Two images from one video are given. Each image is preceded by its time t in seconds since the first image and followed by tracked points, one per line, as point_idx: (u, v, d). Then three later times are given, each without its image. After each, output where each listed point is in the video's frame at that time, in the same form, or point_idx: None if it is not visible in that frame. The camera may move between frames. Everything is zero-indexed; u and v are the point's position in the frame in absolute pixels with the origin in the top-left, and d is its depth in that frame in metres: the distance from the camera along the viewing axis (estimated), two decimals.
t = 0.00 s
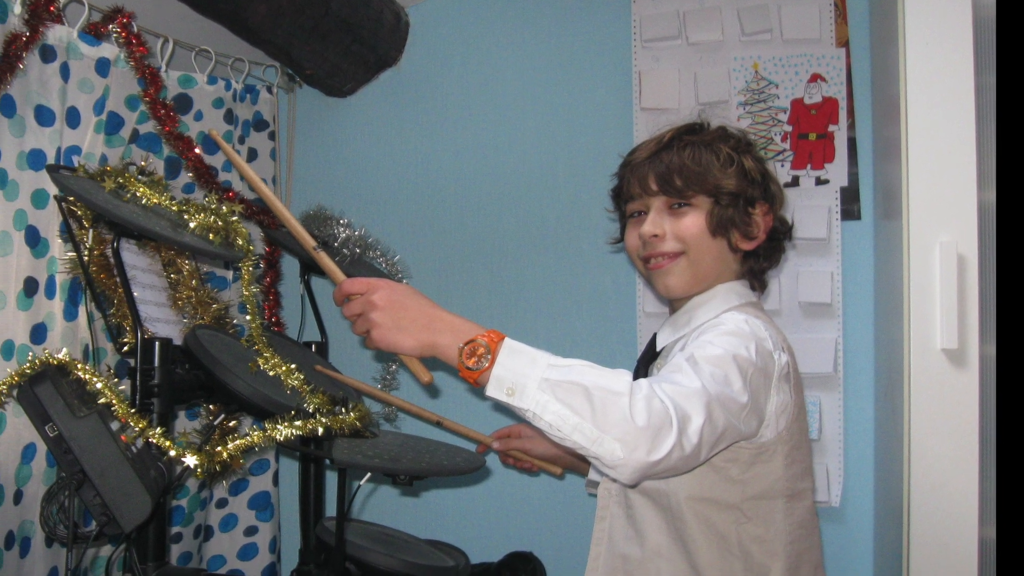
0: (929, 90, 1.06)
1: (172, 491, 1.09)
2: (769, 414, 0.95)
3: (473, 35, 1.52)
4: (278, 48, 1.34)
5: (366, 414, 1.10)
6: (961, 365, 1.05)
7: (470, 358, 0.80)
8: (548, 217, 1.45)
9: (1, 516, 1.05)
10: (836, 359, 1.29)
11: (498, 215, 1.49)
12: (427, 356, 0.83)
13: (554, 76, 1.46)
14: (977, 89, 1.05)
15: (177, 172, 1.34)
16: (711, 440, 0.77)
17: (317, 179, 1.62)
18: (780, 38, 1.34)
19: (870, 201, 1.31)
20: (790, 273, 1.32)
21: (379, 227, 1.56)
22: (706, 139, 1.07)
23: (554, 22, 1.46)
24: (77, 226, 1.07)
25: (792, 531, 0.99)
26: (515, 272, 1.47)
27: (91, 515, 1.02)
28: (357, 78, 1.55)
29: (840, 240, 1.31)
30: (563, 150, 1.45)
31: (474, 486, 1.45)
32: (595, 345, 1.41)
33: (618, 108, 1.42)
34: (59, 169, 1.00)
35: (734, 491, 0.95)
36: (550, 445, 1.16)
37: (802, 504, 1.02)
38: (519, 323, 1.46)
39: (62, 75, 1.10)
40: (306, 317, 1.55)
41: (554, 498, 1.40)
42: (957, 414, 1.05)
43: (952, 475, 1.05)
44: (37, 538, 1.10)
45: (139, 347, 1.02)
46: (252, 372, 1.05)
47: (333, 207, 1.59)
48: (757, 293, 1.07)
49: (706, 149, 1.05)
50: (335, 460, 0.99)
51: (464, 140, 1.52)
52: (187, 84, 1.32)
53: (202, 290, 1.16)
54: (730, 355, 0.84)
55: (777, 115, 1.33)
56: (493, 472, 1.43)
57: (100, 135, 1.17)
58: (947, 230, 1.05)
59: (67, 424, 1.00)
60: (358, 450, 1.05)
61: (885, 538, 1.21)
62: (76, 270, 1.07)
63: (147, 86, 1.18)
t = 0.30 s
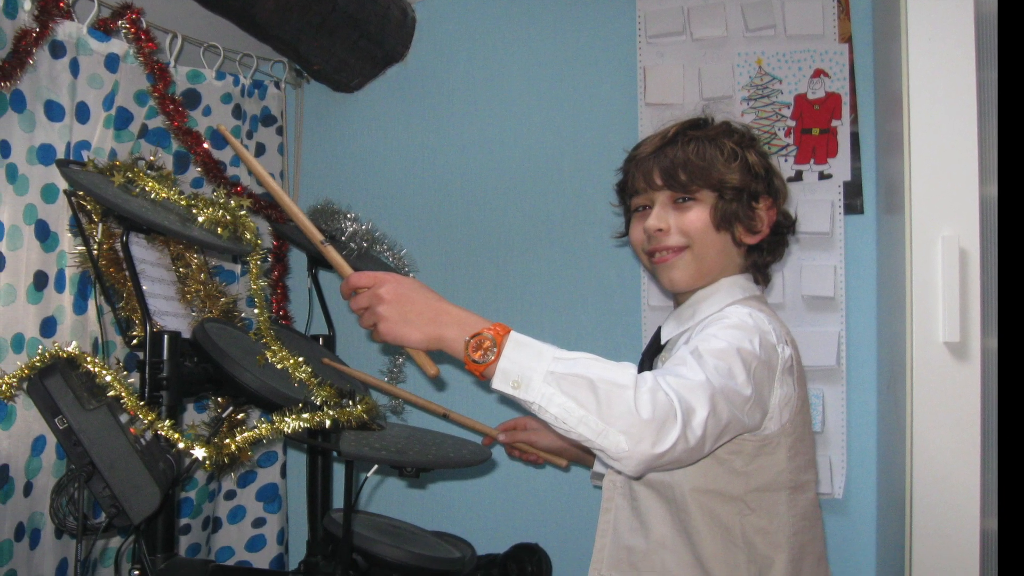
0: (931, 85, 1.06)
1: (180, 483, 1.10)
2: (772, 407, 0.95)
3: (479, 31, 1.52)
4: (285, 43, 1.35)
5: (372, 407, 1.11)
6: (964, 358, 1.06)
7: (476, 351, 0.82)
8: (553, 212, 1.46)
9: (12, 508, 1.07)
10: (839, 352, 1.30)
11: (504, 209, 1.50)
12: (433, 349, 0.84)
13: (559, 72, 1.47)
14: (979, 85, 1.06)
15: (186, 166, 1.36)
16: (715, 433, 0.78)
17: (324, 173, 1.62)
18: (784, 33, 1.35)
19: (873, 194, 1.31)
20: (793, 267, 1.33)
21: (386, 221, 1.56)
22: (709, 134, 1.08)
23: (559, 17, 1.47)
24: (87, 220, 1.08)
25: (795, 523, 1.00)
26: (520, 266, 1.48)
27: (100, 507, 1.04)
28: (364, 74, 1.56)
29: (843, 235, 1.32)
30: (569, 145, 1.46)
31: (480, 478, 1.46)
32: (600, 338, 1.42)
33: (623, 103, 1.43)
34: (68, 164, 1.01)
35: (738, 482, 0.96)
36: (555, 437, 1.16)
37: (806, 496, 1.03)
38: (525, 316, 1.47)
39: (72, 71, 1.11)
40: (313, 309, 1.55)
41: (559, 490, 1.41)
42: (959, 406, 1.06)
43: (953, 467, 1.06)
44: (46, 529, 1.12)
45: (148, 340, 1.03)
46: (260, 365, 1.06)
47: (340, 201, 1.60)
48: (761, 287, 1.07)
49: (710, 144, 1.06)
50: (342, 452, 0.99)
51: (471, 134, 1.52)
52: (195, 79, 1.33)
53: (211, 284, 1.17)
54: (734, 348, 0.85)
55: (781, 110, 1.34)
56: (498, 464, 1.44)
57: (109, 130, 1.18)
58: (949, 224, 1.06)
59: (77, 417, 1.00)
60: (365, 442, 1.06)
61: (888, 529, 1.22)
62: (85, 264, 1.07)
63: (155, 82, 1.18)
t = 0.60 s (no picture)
0: (933, 80, 1.07)
1: (189, 475, 1.11)
2: (776, 400, 0.96)
3: (485, 27, 1.53)
4: (294, 38, 1.40)
5: (379, 399, 1.12)
6: (966, 351, 1.06)
7: (483, 345, 0.82)
8: (558, 206, 1.47)
9: (22, 499, 1.08)
10: (842, 345, 1.32)
11: (510, 204, 1.50)
12: (440, 342, 0.85)
13: (564, 67, 1.48)
14: (981, 79, 1.06)
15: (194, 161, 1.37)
16: (719, 425, 0.79)
17: (331, 168, 1.61)
18: (787, 29, 1.36)
19: (875, 189, 1.33)
20: (797, 261, 1.34)
21: (393, 215, 1.57)
22: (714, 129, 1.09)
23: (565, 13, 1.48)
24: (96, 215, 1.08)
25: (799, 514, 1.01)
26: (527, 260, 1.49)
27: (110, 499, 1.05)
28: (372, 69, 1.56)
29: (846, 228, 1.33)
30: (574, 139, 1.47)
31: (487, 470, 1.47)
32: (605, 331, 1.44)
33: (628, 99, 1.44)
34: (78, 159, 1.02)
35: (742, 474, 0.97)
36: (561, 429, 1.18)
37: (809, 488, 1.03)
38: (530, 309, 1.48)
39: (81, 66, 1.12)
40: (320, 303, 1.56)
41: (564, 482, 1.43)
42: (961, 399, 1.07)
43: (955, 459, 1.07)
44: (56, 521, 1.13)
45: (157, 334, 1.04)
46: (268, 358, 1.07)
47: (347, 195, 1.60)
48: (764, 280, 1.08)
49: (714, 139, 1.07)
50: (349, 444, 1.00)
51: (477, 129, 1.53)
52: (204, 75, 1.34)
53: (219, 277, 1.18)
54: (738, 341, 0.85)
55: (784, 105, 1.36)
56: (505, 456, 1.46)
57: (118, 125, 1.19)
58: (951, 218, 1.07)
59: (86, 409, 1.01)
60: (372, 434, 1.07)
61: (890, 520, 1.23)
62: (95, 258, 1.08)
63: (165, 77, 1.19)
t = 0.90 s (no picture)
0: (936, 75, 1.08)
1: (197, 467, 1.12)
2: (779, 392, 0.97)
3: (491, 22, 1.54)
4: (302, 34, 1.45)
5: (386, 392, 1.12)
6: (967, 344, 1.07)
7: (488, 338, 0.83)
8: (564, 201, 1.49)
9: (32, 491, 1.09)
10: (845, 338, 1.33)
11: (516, 198, 1.52)
12: (446, 336, 0.86)
13: (570, 63, 1.49)
14: (983, 74, 1.06)
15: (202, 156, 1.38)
16: (723, 418, 0.80)
17: (339, 163, 1.62)
18: (790, 25, 1.38)
19: (878, 184, 1.35)
20: (801, 254, 1.34)
21: (399, 210, 1.57)
22: (718, 124, 1.10)
23: (570, 9, 1.49)
24: (106, 209, 1.09)
25: (802, 506, 1.02)
26: (533, 254, 1.50)
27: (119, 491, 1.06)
28: (379, 64, 1.57)
29: (849, 223, 1.34)
30: (579, 135, 1.49)
31: (493, 462, 1.49)
32: (610, 324, 1.46)
33: (633, 94, 1.46)
34: (87, 154, 1.03)
35: (746, 467, 0.98)
36: (566, 422, 1.18)
37: (812, 480, 1.04)
38: (536, 303, 1.50)
39: (91, 61, 1.14)
40: (328, 298, 1.58)
41: (569, 473, 1.45)
42: (963, 392, 1.08)
43: (957, 451, 1.08)
44: (66, 513, 1.15)
45: (165, 327, 1.05)
46: (276, 352, 1.08)
47: (355, 190, 1.61)
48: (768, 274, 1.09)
49: (718, 134, 1.08)
50: (356, 437, 1.01)
51: (484, 124, 1.54)
52: (212, 70, 1.34)
53: (228, 271, 1.19)
54: (742, 335, 0.86)
55: (787, 100, 1.37)
56: (510, 448, 1.48)
57: (127, 121, 1.21)
58: (953, 212, 1.08)
59: (96, 402, 1.02)
60: (379, 427, 1.08)
61: (893, 512, 1.25)
62: (104, 252, 1.10)
63: (173, 72, 1.21)
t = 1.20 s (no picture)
0: (938, 71, 1.09)
1: (206, 459, 1.13)
2: (782, 384, 0.98)
3: (497, 18, 1.55)
4: (309, 30, 1.45)
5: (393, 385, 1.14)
6: (969, 337, 1.08)
7: (494, 331, 0.85)
8: (569, 195, 1.50)
9: (42, 483, 1.11)
10: (848, 332, 1.35)
11: (521, 192, 1.53)
12: (452, 329, 0.87)
13: (575, 58, 1.50)
14: (984, 70, 1.08)
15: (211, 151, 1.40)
16: (727, 410, 0.81)
17: (346, 158, 1.63)
18: (794, 21, 1.39)
19: (880, 179, 1.36)
20: (804, 249, 1.36)
21: (406, 204, 1.58)
22: (722, 119, 1.10)
23: (575, 5, 1.50)
24: (115, 203, 1.10)
25: (806, 498, 1.02)
26: (539, 248, 1.51)
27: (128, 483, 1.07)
28: (385, 60, 1.58)
29: (851, 217, 1.36)
30: (584, 129, 1.50)
31: (498, 454, 1.50)
32: (615, 318, 1.48)
33: (638, 89, 1.47)
34: (96, 149, 1.03)
35: (749, 459, 0.99)
36: (571, 414, 1.19)
37: (816, 471, 1.05)
38: (541, 297, 1.51)
39: (100, 57, 1.15)
40: (335, 291, 1.58)
41: (575, 466, 1.46)
42: (964, 384, 1.09)
43: (959, 444, 1.09)
44: (76, 505, 1.17)
45: (174, 320, 1.06)
46: (283, 345, 1.09)
47: (362, 184, 1.61)
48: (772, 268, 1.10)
49: (722, 129, 1.08)
50: (364, 429, 1.02)
51: (489, 119, 1.55)
52: (220, 66, 1.35)
53: (236, 265, 1.21)
54: (746, 328, 0.87)
55: (791, 95, 1.39)
56: (516, 441, 1.49)
57: (136, 115, 1.23)
58: (954, 207, 1.09)
59: (105, 395, 1.03)
60: (386, 419, 1.09)
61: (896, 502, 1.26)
62: (114, 246, 1.11)
63: (182, 68, 1.22)
